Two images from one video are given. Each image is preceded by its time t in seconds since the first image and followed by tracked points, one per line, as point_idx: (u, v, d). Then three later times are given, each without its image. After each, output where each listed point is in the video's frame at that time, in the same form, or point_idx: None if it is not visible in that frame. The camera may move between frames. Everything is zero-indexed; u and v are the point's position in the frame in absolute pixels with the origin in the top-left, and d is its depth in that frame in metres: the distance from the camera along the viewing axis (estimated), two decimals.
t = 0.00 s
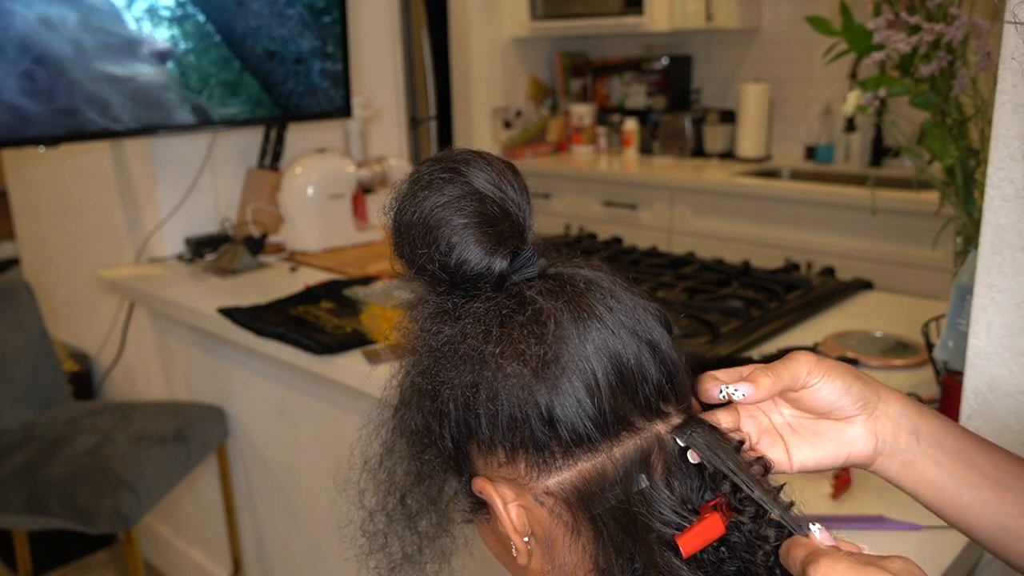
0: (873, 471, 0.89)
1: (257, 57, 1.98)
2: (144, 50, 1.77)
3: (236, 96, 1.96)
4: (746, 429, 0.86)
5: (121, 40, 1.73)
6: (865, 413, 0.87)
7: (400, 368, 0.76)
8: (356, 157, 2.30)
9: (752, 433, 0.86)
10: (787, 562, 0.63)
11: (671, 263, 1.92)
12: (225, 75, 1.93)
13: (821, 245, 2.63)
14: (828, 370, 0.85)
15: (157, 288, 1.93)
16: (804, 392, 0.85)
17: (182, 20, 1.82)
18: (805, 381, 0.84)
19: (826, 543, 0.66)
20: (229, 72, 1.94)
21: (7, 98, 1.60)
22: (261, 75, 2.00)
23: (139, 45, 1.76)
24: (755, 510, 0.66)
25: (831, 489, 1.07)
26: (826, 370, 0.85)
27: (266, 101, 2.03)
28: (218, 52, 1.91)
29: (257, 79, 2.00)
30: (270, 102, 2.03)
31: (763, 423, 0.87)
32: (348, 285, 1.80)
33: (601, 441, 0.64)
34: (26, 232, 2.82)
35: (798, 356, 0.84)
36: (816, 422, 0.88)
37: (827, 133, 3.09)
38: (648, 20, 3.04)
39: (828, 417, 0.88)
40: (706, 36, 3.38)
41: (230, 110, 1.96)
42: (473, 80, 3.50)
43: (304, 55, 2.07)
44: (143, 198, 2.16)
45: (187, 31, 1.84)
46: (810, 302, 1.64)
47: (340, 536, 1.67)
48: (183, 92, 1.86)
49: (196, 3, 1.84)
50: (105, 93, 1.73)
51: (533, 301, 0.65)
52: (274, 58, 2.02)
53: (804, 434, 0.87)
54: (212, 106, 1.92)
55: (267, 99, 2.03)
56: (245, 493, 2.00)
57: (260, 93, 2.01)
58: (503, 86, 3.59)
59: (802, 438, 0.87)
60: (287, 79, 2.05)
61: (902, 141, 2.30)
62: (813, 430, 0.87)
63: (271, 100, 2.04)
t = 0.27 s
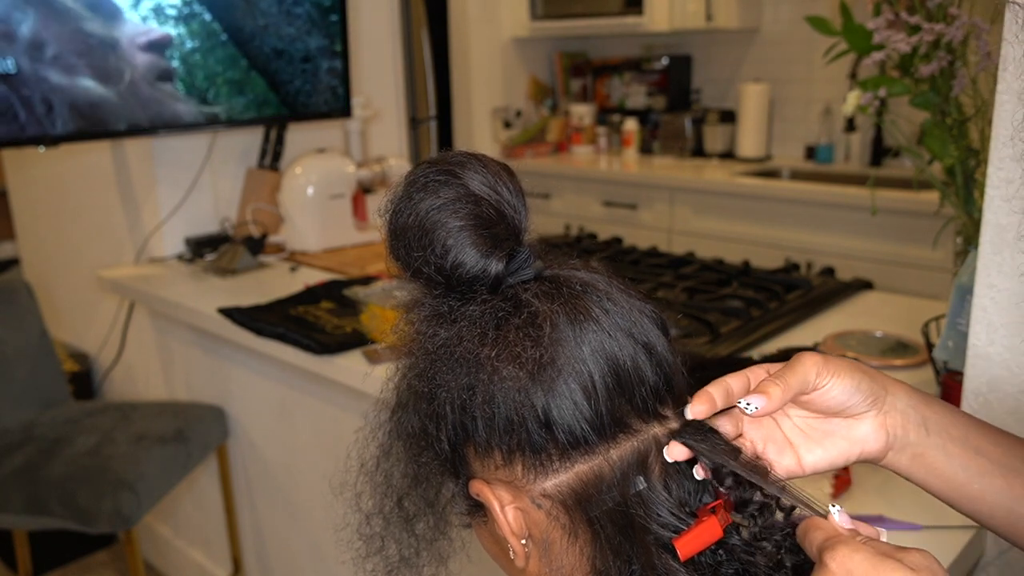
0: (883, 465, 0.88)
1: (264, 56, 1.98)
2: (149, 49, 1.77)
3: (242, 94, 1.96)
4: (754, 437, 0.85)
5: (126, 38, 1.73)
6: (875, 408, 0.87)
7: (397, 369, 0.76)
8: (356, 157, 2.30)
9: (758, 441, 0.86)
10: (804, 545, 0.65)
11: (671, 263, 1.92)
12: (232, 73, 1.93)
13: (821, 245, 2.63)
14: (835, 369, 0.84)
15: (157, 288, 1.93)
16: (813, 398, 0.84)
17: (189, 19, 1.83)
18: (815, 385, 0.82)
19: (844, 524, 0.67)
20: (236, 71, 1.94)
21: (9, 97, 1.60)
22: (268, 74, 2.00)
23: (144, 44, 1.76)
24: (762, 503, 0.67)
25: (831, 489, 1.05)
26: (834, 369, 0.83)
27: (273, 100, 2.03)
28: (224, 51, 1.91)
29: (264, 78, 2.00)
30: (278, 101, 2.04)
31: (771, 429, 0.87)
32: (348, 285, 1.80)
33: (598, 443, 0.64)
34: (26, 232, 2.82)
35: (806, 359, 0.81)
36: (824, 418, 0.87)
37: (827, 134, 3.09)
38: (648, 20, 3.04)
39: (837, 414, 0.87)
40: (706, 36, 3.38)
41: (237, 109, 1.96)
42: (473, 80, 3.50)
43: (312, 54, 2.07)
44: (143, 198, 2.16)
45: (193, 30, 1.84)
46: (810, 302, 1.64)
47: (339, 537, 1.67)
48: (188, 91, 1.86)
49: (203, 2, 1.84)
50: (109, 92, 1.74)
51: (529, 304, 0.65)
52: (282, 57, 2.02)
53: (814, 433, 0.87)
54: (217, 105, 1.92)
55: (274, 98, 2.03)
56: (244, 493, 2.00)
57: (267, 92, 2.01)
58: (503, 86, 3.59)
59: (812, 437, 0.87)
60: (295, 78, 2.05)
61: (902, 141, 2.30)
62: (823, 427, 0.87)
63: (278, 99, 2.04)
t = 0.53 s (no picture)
0: (873, 476, 0.87)
1: (268, 57, 1.98)
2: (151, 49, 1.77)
3: (244, 96, 1.96)
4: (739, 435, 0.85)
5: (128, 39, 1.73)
6: (859, 420, 0.85)
7: (398, 369, 0.76)
8: (356, 157, 2.30)
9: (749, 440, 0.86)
10: (806, 542, 0.66)
11: (671, 263, 1.92)
12: (234, 74, 1.93)
13: (821, 245, 2.64)
14: (814, 377, 0.83)
15: (157, 288, 1.92)
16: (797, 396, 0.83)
17: (192, 19, 1.83)
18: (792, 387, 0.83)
19: (846, 524, 0.68)
20: (239, 71, 1.94)
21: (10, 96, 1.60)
22: (272, 75, 2.00)
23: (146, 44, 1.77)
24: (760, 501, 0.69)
25: (832, 489, 1.05)
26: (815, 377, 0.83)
27: (275, 101, 2.03)
28: (227, 52, 1.91)
29: (268, 80, 2.00)
30: (280, 101, 2.03)
31: (760, 429, 0.86)
32: (348, 285, 1.80)
33: (599, 443, 0.65)
34: (26, 232, 2.82)
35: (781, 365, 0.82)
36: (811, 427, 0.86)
37: (827, 134, 3.09)
38: (649, 20, 3.04)
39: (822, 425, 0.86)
40: (706, 36, 3.38)
41: (238, 109, 1.96)
42: (474, 80, 3.50)
43: (316, 54, 2.07)
44: (143, 198, 2.16)
45: (196, 31, 1.84)
46: (810, 302, 1.64)
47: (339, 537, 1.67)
48: (190, 92, 1.86)
49: (207, 2, 1.84)
50: (111, 91, 1.73)
51: (531, 304, 0.65)
52: (286, 57, 2.02)
53: (799, 441, 0.86)
54: (219, 105, 1.92)
55: (277, 99, 2.03)
56: (244, 493, 2.00)
57: (270, 92, 2.01)
58: (503, 86, 3.59)
59: (797, 445, 0.85)
60: (298, 78, 2.05)
61: (902, 141, 2.30)
62: (807, 437, 0.86)
63: (280, 100, 2.03)
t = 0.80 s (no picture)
0: (873, 471, 0.87)
1: (270, 60, 1.99)
2: (150, 52, 1.77)
3: (243, 100, 1.96)
4: (741, 432, 0.85)
5: (127, 42, 1.73)
6: (859, 410, 0.85)
7: (399, 367, 0.76)
8: (356, 157, 2.30)
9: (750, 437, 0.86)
10: (786, 569, 0.65)
11: (671, 263, 1.92)
12: (235, 77, 1.93)
13: (821, 245, 2.64)
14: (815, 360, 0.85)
15: (157, 288, 1.92)
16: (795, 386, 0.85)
17: (191, 24, 1.83)
18: (788, 373, 0.84)
19: (826, 549, 0.68)
20: (239, 75, 1.94)
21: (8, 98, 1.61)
22: (273, 78, 2.00)
23: (146, 48, 1.77)
24: (755, 505, 0.67)
25: (830, 489, 1.07)
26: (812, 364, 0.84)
27: (275, 104, 2.02)
28: (227, 55, 1.90)
29: (269, 82, 2.00)
30: (280, 105, 2.03)
31: (761, 425, 0.86)
32: (348, 285, 1.80)
33: (601, 442, 0.64)
34: (26, 232, 2.82)
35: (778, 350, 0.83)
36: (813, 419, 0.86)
37: (827, 134, 3.09)
38: (648, 20, 3.04)
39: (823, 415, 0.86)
40: (706, 36, 3.38)
41: (237, 113, 1.96)
42: (474, 80, 3.50)
43: (318, 58, 2.07)
44: (143, 198, 2.16)
45: (196, 35, 1.84)
46: (810, 302, 1.64)
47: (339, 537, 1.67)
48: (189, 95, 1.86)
49: (207, 6, 1.84)
50: (109, 95, 1.73)
51: (533, 303, 0.65)
52: (287, 61, 2.02)
53: (800, 434, 0.86)
54: (218, 109, 1.92)
55: (277, 103, 2.02)
56: (245, 493, 1.99)
57: (270, 96, 2.01)
58: (503, 86, 3.59)
59: (798, 438, 0.85)
60: (299, 81, 2.06)
61: (902, 141, 2.30)
62: (810, 428, 0.86)
63: (281, 101, 2.03)
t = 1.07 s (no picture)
0: (864, 480, 0.86)
1: (271, 62, 1.99)
2: (150, 56, 1.77)
3: (242, 103, 1.96)
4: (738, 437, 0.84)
5: (127, 46, 1.73)
6: (853, 420, 0.85)
7: (400, 368, 0.76)
8: (356, 157, 2.30)
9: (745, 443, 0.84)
10: None
11: (671, 263, 1.92)
12: (235, 80, 1.93)
13: (821, 245, 2.64)
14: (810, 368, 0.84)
15: (158, 288, 1.93)
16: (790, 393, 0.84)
17: (191, 27, 1.83)
18: (788, 379, 0.83)
19: (816, 568, 0.65)
20: (239, 78, 1.94)
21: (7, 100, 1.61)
22: (274, 81, 2.01)
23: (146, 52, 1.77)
24: (748, 514, 0.67)
25: (831, 489, 1.07)
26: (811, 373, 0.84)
27: (275, 107, 2.02)
28: (227, 59, 1.90)
29: (270, 85, 2.00)
30: (281, 106, 2.03)
31: (755, 431, 0.85)
32: (348, 285, 1.80)
33: (601, 441, 0.65)
34: (26, 232, 2.82)
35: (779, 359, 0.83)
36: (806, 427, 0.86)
37: (827, 133, 3.09)
38: (648, 20, 3.04)
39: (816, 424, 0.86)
40: (706, 36, 3.38)
41: (236, 116, 1.95)
42: (474, 80, 3.50)
43: (319, 62, 2.07)
44: (143, 197, 2.16)
45: (196, 38, 1.84)
46: (810, 302, 1.64)
47: (339, 537, 1.67)
48: (189, 97, 1.85)
49: (206, 10, 1.84)
50: (109, 98, 1.73)
51: (534, 302, 0.65)
52: (288, 64, 2.02)
53: (794, 442, 0.85)
54: (217, 112, 1.92)
55: (276, 106, 2.02)
56: (244, 493, 1.99)
57: (270, 99, 2.01)
58: (503, 86, 3.59)
59: (792, 445, 0.85)
60: (300, 85, 2.06)
61: (902, 141, 2.30)
62: (804, 436, 0.85)
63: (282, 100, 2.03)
